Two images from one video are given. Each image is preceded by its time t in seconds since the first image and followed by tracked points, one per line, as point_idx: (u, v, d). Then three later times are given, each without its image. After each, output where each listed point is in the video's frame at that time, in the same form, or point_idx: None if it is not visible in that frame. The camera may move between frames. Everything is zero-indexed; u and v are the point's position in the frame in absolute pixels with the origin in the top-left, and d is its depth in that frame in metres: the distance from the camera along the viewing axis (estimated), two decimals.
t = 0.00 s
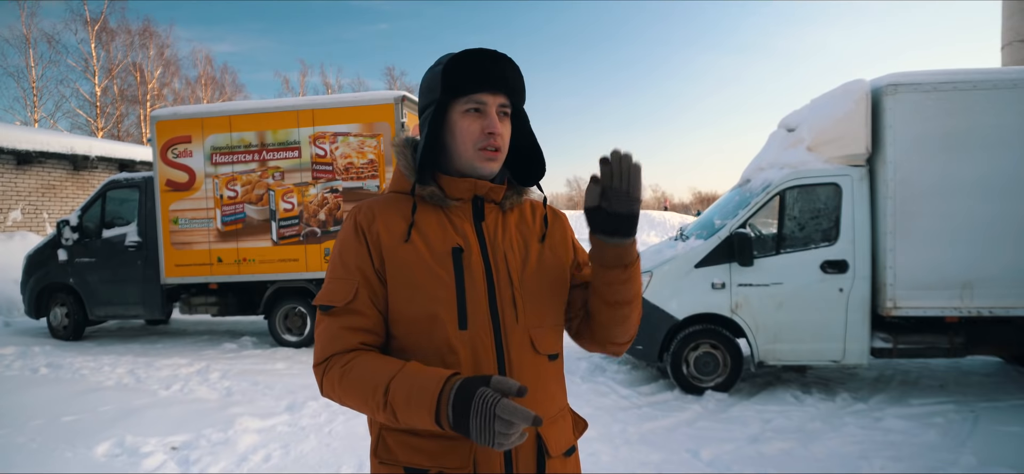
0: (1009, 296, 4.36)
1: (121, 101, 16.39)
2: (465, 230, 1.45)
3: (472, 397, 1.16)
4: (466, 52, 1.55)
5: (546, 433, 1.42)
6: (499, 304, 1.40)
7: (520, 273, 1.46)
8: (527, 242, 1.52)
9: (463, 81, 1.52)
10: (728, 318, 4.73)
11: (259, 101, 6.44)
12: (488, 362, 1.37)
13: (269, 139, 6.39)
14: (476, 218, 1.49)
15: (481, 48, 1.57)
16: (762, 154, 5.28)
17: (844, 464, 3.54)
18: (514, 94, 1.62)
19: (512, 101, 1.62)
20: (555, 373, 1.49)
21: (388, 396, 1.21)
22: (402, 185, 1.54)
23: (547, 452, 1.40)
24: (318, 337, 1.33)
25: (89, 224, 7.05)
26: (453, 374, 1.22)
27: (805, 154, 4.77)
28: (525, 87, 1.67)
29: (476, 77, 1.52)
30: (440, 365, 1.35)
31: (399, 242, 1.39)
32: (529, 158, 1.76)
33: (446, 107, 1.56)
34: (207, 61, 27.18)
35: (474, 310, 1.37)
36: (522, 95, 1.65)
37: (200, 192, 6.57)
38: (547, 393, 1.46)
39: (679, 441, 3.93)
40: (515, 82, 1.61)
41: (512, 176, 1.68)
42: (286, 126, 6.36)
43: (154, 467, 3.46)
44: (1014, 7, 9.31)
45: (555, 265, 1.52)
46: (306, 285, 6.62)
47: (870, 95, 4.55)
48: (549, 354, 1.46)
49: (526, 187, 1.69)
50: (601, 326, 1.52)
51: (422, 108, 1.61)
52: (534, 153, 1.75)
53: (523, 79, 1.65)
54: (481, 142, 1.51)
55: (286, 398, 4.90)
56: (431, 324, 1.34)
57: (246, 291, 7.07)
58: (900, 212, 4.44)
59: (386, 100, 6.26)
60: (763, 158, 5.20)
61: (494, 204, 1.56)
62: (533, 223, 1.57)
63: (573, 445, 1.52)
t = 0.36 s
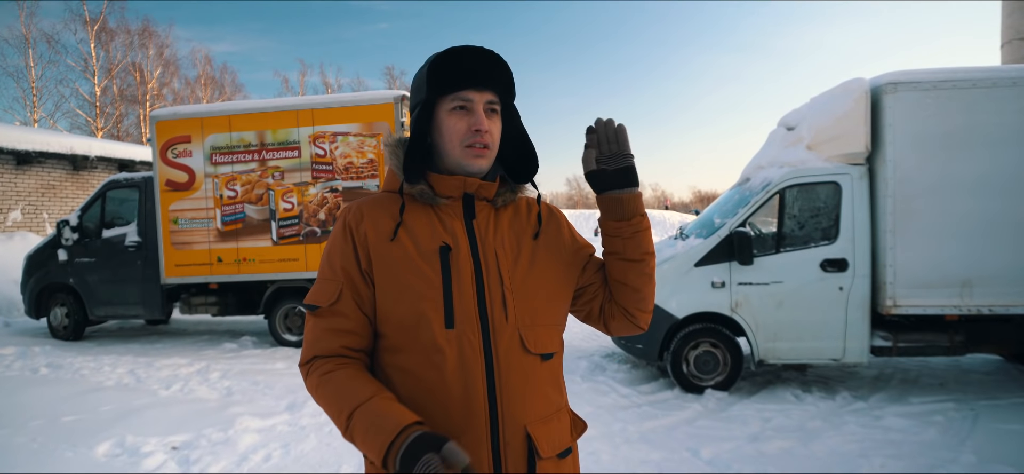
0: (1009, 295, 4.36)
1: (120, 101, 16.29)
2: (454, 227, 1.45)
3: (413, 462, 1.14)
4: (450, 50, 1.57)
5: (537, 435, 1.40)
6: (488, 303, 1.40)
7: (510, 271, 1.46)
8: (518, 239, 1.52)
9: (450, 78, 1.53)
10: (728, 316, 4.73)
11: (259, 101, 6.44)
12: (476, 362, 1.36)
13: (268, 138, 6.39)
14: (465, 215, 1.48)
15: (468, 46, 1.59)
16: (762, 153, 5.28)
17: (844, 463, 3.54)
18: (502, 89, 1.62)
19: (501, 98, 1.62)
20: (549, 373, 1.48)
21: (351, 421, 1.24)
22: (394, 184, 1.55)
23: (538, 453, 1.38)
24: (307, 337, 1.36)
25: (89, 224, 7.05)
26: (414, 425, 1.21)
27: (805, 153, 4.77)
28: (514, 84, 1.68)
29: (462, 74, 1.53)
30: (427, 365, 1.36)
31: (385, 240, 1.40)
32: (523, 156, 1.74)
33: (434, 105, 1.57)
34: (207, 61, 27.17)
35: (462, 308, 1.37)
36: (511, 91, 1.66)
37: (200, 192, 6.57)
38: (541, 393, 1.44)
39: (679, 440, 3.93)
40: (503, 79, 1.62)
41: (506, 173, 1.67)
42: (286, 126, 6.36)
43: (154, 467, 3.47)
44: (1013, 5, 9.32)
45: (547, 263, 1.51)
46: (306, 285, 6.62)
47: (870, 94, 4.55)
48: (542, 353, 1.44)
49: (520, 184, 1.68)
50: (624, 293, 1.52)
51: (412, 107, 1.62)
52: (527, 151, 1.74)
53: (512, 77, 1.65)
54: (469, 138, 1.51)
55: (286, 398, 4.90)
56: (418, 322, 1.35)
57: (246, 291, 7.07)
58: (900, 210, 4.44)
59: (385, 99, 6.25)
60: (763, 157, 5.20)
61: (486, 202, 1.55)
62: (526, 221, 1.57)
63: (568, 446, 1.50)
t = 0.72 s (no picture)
0: (1009, 294, 4.35)
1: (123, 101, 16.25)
2: (449, 224, 1.45)
3: None
4: (437, 47, 1.58)
5: (532, 432, 1.39)
6: (481, 300, 1.39)
7: (506, 266, 1.44)
8: (516, 234, 1.50)
9: (436, 75, 1.54)
10: (728, 315, 4.74)
11: (259, 100, 6.44)
12: (469, 360, 1.36)
13: (269, 138, 6.39)
14: (461, 212, 1.48)
15: (455, 41, 1.59)
16: (761, 152, 5.27)
17: (844, 462, 3.54)
18: (492, 83, 1.60)
19: (491, 91, 1.60)
20: (548, 370, 1.47)
21: (336, 432, 1.30)
22: (390, 182, 1.57)
23: (533, 452, 1.38)
24: (309, 337, 1.41)
25: (89, 224, 7.00)
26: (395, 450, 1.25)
27: (805, 153, 4.71)
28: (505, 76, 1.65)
29: (448, 69, 1.53)
30: (421, 363, 1.37)
31: (379, 240, 1.41)
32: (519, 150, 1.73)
33: (425, 102, 1.58)
34: (207, 61, 27.17)
35: (456, 306, 1.37)
36: (502, 83, 1.64)
37: (200, 191, 6.57)
38: (538, 391, 1.43)
39: (679, 439, 3.93)
40: (493, 72, 1.60)
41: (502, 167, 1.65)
42: (286, 126, 6.36)
43: (154, 467, 3.48)
44: (1013, 4, 9.31)
45: (546, 259, 1.49)
46: (306, 284, 6.62)
47: (870, 93, 4.55)
48: (537, 350, 1.43)
49: (518, 178, 1.66)
50: (644, 308, 1.49)
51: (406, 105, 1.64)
52: (522, 145, 1.72)
53: (502, 69, 1.63)
54: (457, 134, 1.52)
55: (286, 397, 4.90)
56: (412, 320, 1.37)
57: (246, 290, 7.08)
58: (900, 209, 4.44)
59: (386, 99, 6.25)
60: (763, 156, 5.20)
61: (482, 197, 1.54)
62: (524, 215, 1.54)
63: (568, 445, 1.49)
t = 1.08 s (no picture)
0: (1010, 294, 4.35)
1: (123, 100, 15.81)
2: (455, 226, 1.44)
3: (390, 441, 1.17)
4: (442, 47, 1.58)
5: (527, 438, 1.38)
6: (482, 302, 1.39)
7: (512, 270, 1.41)
8: (524, 235, 1.46)
9: (442, 76, 1.54)
10: (729, 315, 4.73)
11: (261, 100, 6.44)
12: (468, 362, 1.37)
13: (269, 137, 6.39)
14: (468, 213, 1.46)
15: (462, 40, 1.59)
16: (762, 152, 5.28)
17: (844, 462, 3.54)
18: (499, 81, 1.57)
19: (498, 89, 1.57)
20: (554, 374, 1.44)
21: (348, 404, 1.27)
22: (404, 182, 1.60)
23: (527, 458, 1.37)
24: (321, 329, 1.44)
25: (90, 222, 7.06)
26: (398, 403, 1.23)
27: (806, 153, 4.76)
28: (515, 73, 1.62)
29: (450, 70, 1.53)
30: (422, 362, 1.39)
31: (387, 240, 1.43)
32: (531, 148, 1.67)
33: (434, 103, 1.59)
34: (207, 59, 27.16)
35: (457, 310, 1.37)
36: (512, 81, 1.61)
37: (201, 190, 6.58)
38: (539, 397, 1.40)
39: (680, 439, 3.93)
40: (501, 70, 1.57)
41: (516, 166, 1.60)
42: (287, 125, 6.36)
43: (155, 466, 3.48)
44: (1014, 4, 9.30)
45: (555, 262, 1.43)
46: (307, 283, 6.62)
47: (871, 93, 4.54)
48: (539, 356, 1.40)
49: (532, 176, 1.59)
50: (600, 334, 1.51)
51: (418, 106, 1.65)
52: (533, 143, 1.66)
53: (511, 67, 1.60)
54: (462, 136, 1.52)
55: (287, 396, 4.90)
56: (415, 321, 1.38)
57: (247, 289, 7.09)
58: (901, 210, 4.44)
59: (386, 98, 6.25)
60: (764, 155, 5.20)
61: (492, 197, 1.51)
62: (535, 216, 1.49)
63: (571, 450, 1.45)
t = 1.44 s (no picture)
0: (1010, 293, 4.35)
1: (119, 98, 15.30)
2: (469, 225, 1.45)
3: (439, 394, 1.23)
4: (470, 46, 1.57)
5: (527, 439, 1.38)
6: (491, 304, 1.39)
7: (522, 273, 1.41)
8: (535, 239, 1.45)
9: (467, 75, 1.53)
10: (729, 314, 4.73)
11: (261, 98, 6.44)
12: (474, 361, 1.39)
13: (269, 136, 6.39)
14: (483, 213, 1.46)
15: (490, 41, 1.57)
16: (762, 152, 5.27)
17: (844, 461, 3.54)
18: (524, 84, 1.56)
19: (523, 93, 1.56)
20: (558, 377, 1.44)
21: (386, 383, 1.31)
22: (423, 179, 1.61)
23: (526, 458, 1.37)
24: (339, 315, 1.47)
25: (90, 221, 7.06)
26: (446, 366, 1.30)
27: (806, 152, 4.76)
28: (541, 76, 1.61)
29: (474, 70, 1.52)
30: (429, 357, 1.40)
31: (405, 235, 1.45)
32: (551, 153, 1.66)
33: (457, 102, 1.59)
34: (207, 58, 27.16)
35: (464, 310, 1.38)
36: (537, 84, 1.59)
37: (201, 189, 6.57)
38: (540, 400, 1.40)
39: (680, 438, 3.93)
40: (527, 73, 1.56)
41: (534, 170, 1.59)
42: (287, 124, 6.36)
43: (155, 465, 3.47)
44: (1015, 3, 9.30)
45: (565, 267, 1.43)
46: (307, 283, 6.63)
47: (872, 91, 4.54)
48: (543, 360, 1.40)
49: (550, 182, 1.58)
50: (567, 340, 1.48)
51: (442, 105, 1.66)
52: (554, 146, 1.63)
53: (537, 70, 1.59)
54: (481, 138, 1.51)
55: (287, 395, 4.90)
56: (426, 316, 1.40)
57: (247, 288, 7.09)
58: (902, 209, 4.44)
59: (387, 97, 6.25)
60: (764, 155, 5.20)
61: (508, 198, 1.51)
62: (548, 221, 1.49)
63: (572, 452, 1.45)
